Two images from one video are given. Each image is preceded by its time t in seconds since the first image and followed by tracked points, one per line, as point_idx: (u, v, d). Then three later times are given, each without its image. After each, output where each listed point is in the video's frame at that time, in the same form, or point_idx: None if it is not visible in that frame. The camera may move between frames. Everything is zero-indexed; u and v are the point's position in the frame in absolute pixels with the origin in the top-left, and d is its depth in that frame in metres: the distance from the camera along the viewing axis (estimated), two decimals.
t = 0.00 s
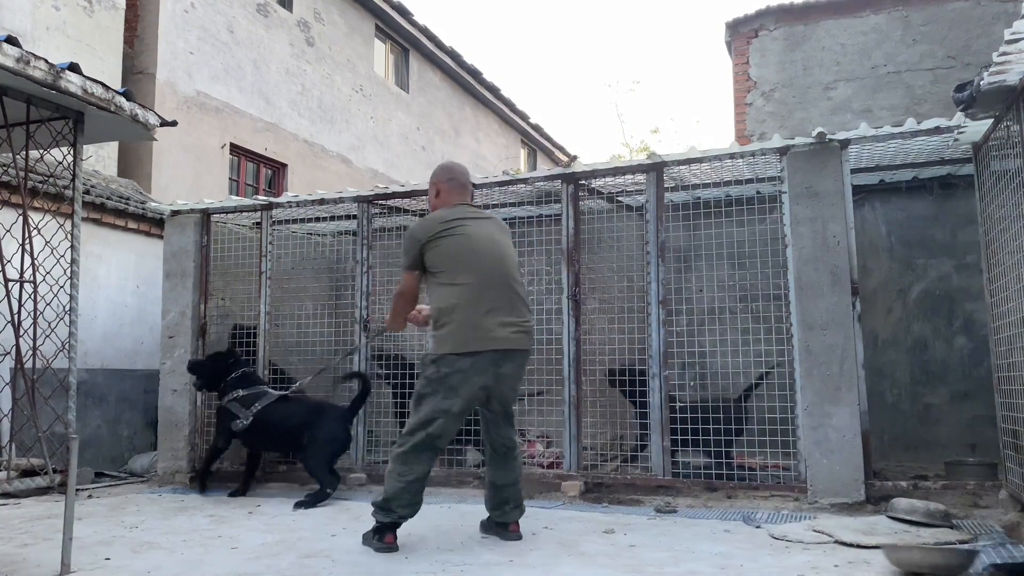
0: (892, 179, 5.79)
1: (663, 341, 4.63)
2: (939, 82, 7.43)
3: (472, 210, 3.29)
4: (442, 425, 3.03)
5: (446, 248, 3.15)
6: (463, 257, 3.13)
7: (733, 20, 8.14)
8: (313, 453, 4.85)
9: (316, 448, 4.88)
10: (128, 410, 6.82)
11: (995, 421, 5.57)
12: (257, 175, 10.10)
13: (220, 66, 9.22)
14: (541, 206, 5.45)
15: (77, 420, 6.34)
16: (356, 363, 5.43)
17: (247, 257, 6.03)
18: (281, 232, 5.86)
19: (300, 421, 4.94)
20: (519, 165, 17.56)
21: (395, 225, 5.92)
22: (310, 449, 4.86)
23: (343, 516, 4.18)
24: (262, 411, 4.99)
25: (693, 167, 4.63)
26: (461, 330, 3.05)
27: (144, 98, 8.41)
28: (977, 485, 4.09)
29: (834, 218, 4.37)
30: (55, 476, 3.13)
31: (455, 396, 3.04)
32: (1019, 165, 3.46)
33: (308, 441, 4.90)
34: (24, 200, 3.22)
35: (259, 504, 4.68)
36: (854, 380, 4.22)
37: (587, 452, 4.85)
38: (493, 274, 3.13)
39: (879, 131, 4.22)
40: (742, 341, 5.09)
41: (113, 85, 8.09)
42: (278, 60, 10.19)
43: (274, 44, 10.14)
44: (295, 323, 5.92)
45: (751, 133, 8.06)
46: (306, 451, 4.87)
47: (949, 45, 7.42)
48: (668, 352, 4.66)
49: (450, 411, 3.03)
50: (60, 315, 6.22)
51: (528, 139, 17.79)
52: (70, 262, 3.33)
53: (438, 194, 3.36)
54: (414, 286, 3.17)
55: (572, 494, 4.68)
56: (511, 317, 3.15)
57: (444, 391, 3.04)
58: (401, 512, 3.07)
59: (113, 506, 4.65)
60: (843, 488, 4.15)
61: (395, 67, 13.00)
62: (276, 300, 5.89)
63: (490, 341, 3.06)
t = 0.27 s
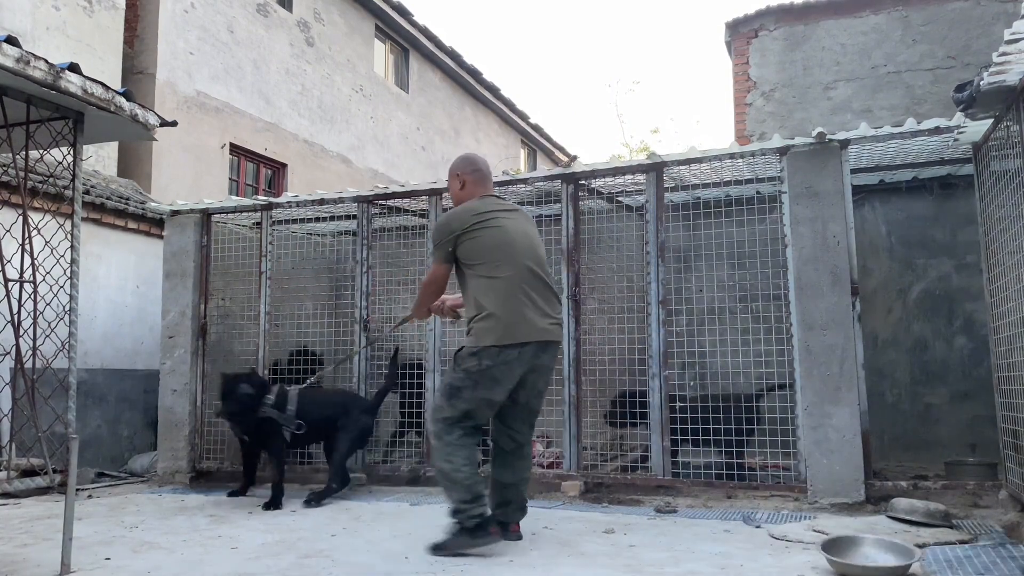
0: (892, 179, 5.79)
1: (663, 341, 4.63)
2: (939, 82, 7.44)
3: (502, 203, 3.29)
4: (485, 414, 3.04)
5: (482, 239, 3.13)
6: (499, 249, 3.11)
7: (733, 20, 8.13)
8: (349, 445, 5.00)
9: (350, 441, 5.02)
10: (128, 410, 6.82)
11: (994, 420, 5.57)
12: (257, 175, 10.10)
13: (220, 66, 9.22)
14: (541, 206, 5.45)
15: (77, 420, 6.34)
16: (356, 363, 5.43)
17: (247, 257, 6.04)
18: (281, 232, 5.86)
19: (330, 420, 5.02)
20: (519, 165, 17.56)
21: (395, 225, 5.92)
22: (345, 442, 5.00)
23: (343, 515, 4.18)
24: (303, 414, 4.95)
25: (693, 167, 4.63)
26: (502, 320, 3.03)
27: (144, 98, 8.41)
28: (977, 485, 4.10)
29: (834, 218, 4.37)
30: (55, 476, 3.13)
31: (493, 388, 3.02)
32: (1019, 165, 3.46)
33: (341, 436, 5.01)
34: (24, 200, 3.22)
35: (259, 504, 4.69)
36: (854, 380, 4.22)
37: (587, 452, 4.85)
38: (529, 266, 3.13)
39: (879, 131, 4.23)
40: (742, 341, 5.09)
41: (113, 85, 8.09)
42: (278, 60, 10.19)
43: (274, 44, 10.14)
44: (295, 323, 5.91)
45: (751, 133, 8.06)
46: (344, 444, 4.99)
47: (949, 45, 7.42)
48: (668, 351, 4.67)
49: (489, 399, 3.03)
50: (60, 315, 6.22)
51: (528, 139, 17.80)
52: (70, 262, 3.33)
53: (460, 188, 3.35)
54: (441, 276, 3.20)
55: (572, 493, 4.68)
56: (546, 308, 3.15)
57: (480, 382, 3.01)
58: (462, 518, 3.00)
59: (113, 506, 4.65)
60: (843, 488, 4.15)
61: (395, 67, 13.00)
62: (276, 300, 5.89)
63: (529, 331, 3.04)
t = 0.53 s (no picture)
0: (892, 179, 5.80)
1: (663, 341, 4.63)
2: (939, 82, 7.44)
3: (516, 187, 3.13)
4: (531, 416, 2.90)
5: (494, 226, 2.98)
6: (512, 237, 2.95)
7: (733, 20, 8.14)
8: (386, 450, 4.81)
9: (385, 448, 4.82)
10: (128, 410, 6.82)
11: (995, 421, 5.57)
12: (257, 175, 10.09)
13: (220, 66, 9.22)
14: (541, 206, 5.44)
15: (77, 420, 6.34)
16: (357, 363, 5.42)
17: (247, 257, 6.05)
18: (281, 232, 5.85)
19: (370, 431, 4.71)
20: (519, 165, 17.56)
21: (395, 225, 5.92)
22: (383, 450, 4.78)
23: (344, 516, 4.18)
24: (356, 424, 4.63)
25: (693, 167, 4.64)
26: (511, 313, 2.89)
27: (144, 98, 8.41)
28: (977, 485, 4.10)
29: (834, 218, 4.37)
30: (55, 475, 3.13)
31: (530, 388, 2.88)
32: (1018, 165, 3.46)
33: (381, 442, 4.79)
34: (24, 200, 3.22)
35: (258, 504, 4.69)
36: (854, 379, 4.22)
37: (587, 452, 4.86)
38: (542, 255, 2.97)
39: (878, 131, 4.22)
40: (742, 341, 5.09)
41: (113, 85, 8.09)
42: (278, 60, 10.20)
43: (274, 44, 10.14)
44: (295, 323, 5.94)
45: (751, 133, 8.06)
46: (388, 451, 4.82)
47: (949, 45, 7.42)
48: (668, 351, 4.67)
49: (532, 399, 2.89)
50: (60, 315, 6.22)
51: (528, 139, 17.80)
52: (70, 262, 3.33)
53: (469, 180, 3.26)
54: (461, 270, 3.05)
55: (572, 493, 4.68)
56: (558, 301, 2.98)
57: (514, 381, 2.87)
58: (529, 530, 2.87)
59: (113, 506, 4.65)
60: (843, 488, 4.15)
61: (395, 67, 13.00)
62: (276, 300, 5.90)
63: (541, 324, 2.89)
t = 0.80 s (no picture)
0: (892, 179, 5.80)
1: (663, 341, 4.62)
2: (939, 82, 7.44)
3: (529, 175, 3.09)
4: (535, 409, 2.86)
5: (494, 217, 2.99)
6: (512, 230, 2.95)
7: (733, 20, 8.14)
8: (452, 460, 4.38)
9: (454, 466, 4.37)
10: (128, 410, 6.82)
11: (995, 421, 5.57)
12: (257, 175, 10.09)
13: (220, 66, 9.22)
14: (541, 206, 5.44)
15: (77, 420, 6.33)
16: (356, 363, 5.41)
17: (247, 257, 6.06)
18: (281, 232, 5.84)
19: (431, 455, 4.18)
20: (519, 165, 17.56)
21: (395, 225, 5.91)
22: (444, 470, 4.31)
23: (344, 515, 4.18)
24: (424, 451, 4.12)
25: (693, 167, 4.64)
26: (507, 306, 2.89)
27: (144, 98, 8.41)
28: (977, 485, 4.10)
29: (834, 218, 4.37)
30: (55, 475, 3.13)
31: (530, 382, 2.85)
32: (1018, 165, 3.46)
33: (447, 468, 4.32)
34: (24, 200, 3.22)
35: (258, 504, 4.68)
36: (854, 379, 4.22)
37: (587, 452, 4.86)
38: (542, 250, 2.93)
39: (879, 131, 4.22)
40: (742, 341, 5.09)
41: (113, 85, 8.09)
42: (278, 60, 10.20)
43: (274, 44, 10.14)
44: (295, 323, 5.96)
45: (751, 133, 8.07)
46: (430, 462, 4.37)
47: (949, 45, 7.42)
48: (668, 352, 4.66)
49: (534, 394, 2.85)
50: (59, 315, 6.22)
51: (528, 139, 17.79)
52: (70, 262, 3.32)
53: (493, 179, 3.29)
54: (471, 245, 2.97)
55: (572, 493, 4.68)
56: (559, 294, 2.92)
57: (511, 375, 2.86)
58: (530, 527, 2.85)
59: (113, 506, 4.65)
60: (843, 488, 4.15)
61: (395, 67, 13.00)
62: (276, 300, 5.91)
63: (535, 324, 2.84)
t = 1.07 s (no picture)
0: (892, 179, 5.80)
1: (663, 341, 4.62)
2: (939, 82, 7.44)
3: (539, 169, 3.04)
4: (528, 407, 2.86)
5: (496, 211, 3.04)
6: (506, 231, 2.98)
7: (733, 20, 8.13)
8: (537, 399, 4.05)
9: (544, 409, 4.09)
10: (128, 410, 6.82)
11: (995, 421, 5.57)
12: (257, 175, 10.10)
13: (220, 66, 9.22)
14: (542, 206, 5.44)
15: (77, 420, 6.34)
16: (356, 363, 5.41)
17: (247, 257, 6.06)
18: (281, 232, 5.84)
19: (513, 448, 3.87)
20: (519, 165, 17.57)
21: (395, 225, 5.91)
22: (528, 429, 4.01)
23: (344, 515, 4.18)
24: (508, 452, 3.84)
25: (693, 167, 4.64)
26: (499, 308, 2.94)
27: (144, 98, 8.42)
28: (977, 485, 4.10)
29: (834, 218, 4.37)
30: (55, 476, 3.12)
31: (523, 381, 2.85)
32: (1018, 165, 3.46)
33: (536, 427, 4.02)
34: (24, 201, 3.22)
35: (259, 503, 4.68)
36: (854, 379, 4.22)
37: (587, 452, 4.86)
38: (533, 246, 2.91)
39: (878, 131, 4.22)
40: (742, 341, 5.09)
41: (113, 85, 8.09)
42: (278, 60, 10.20)
43: (274, 44, 10.14)
44: (295, 323, 5.97)
45: (751, 133, 8.07)
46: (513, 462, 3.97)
47: (949, 45, 7.42)
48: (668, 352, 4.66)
49: (523, 394, 2.86)
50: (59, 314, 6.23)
51: (528, 139, 17.80)
52: (70, 262, 3.33)
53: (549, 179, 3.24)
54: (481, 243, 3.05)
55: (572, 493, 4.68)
56: (550, 295, 2.86)
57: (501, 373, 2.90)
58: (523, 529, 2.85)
59: (113, 506, 4.65)
60: (843, 488, 4.15)
61: (395, 67, 13.00)
62: (276, 300, 5.91)
63: (521, 325, 2.84)
